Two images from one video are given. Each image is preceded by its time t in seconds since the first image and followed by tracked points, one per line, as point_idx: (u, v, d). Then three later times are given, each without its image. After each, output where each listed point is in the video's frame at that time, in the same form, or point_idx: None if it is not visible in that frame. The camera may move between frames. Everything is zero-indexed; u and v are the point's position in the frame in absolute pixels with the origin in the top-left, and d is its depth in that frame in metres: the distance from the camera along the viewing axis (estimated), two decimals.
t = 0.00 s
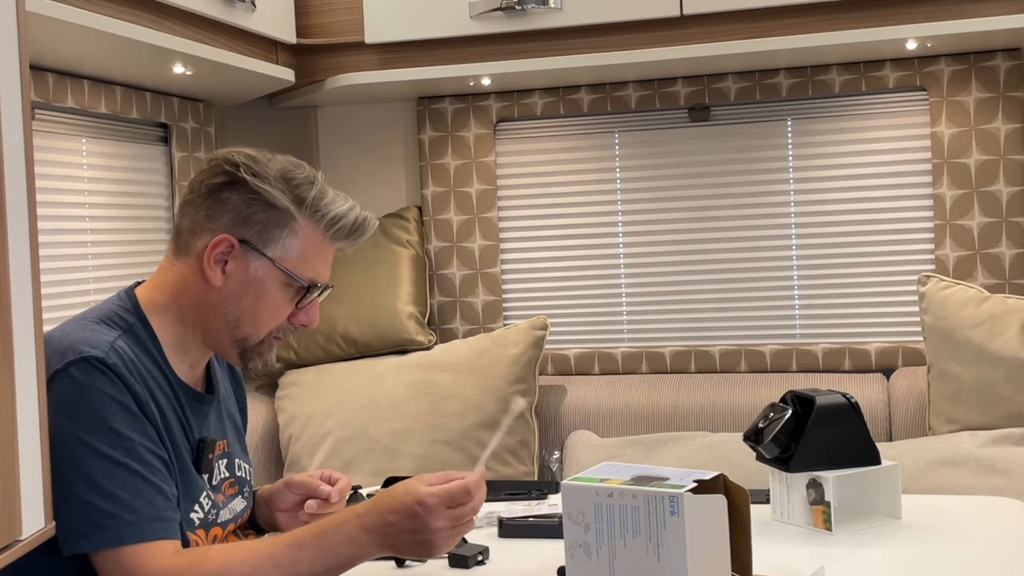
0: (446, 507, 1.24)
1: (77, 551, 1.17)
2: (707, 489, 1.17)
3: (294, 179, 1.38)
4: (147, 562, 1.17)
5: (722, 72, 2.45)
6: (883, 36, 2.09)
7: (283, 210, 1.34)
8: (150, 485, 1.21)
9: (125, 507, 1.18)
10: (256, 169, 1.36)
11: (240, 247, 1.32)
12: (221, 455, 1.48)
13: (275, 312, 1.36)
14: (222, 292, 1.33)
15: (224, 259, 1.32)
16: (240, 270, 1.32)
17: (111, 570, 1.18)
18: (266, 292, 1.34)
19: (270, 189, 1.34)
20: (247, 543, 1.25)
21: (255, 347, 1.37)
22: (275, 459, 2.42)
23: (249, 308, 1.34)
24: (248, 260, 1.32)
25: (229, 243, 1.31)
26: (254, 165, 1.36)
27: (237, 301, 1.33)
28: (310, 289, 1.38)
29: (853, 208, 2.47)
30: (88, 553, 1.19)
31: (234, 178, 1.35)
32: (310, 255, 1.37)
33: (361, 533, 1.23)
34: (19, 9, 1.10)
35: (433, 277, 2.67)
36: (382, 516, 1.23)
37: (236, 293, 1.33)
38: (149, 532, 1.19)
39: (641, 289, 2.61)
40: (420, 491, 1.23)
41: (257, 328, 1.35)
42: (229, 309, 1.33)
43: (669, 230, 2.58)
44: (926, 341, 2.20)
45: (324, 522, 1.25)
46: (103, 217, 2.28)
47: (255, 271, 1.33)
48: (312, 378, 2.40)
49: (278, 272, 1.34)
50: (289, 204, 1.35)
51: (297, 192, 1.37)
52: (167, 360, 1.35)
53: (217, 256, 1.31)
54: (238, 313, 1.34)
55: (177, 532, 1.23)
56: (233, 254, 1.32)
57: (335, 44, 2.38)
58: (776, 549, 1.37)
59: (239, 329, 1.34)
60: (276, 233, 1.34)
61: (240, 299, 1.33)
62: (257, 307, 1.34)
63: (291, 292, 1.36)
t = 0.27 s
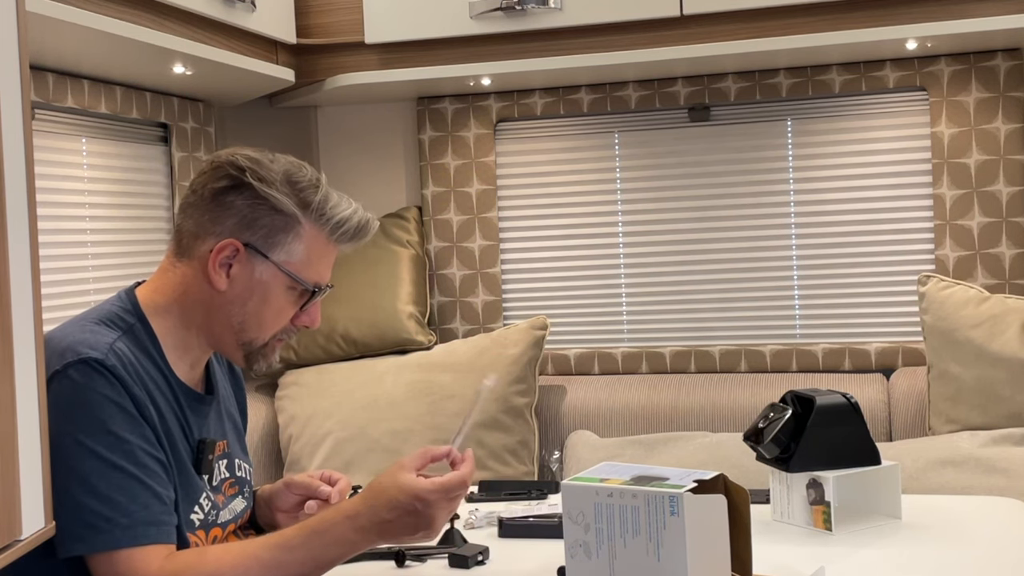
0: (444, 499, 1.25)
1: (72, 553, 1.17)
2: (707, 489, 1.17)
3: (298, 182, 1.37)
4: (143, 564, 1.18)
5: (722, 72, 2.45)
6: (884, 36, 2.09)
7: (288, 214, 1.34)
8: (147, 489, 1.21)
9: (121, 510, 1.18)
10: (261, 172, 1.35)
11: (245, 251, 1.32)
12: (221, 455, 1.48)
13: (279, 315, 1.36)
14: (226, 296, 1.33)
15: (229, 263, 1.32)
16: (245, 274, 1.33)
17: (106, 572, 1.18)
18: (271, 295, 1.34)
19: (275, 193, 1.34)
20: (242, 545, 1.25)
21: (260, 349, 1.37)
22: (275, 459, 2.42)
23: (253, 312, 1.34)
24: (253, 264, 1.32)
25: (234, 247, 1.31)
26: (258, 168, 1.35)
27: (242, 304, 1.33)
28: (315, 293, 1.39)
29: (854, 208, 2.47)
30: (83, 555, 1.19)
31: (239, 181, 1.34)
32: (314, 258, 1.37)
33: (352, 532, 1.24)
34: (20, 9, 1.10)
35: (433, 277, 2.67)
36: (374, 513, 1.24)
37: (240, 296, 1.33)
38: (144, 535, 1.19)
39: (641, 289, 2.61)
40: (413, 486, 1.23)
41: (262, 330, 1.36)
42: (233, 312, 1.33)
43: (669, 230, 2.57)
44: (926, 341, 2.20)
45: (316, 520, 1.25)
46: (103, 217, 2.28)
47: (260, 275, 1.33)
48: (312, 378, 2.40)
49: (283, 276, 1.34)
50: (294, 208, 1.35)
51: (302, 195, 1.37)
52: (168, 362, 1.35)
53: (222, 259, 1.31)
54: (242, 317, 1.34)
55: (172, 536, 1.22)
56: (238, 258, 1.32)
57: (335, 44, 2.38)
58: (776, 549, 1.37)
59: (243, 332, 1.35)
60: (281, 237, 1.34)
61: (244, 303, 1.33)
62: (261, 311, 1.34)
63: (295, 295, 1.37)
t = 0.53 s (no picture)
0: (443, 506, 1.24)
1: (70, 554, 1.17)
2: (707, 489, 1.17)
3: (300, 183, 1.38)
4: (142, 564, 1.18)
5: (722, 72, 2.45)
6: (884, 36, 2.09)
7: (290, 216, 1.35)
8: (147, 489, 1.21)
9: (120, 511, 1.18)
10: (263, 173, 1.35)
11: (247, 252, 1.32)
12: (221, 455, 1.48)
13: (279, 316, 1.37)
14: (226, 297, 1.33)
15: (229, 264, 1.32)
16: (246, 275, 1.33)
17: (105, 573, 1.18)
18: (272, 297, 1.35)
19: (278, 194, 1.34)
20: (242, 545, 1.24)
21: (258, 349, 1.38)
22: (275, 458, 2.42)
23: (253, 313, 1.34)
24: (254, 266, 1.33)
25: (235, 248, 1.31)
26: (260, 169, 1.35)
27: (243, 305, 1.34)
28: (316, 294, 1.39)
29: (854, 208, 2.47)
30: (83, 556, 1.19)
31: (240, 182, 1.34)
32: (315, 260, 1.38)
33: (353, 532, 1.23)
34: (19, 9, 1.10)
35: (433, 277, 2.67)
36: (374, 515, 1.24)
37: (241, 297, 1.33)
38: (144, 536, 1.19)
39: (641, 289, 2.61)
40: (415, 489, 1.23)
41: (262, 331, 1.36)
42: (233, 313, 1.34)
43: (669, 230, 2.57)
44: (926, 341, 2.20)
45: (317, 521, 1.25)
46: (103, 217, 2.27)
47: (261, 277, 1.33)
48: (312, 379, 2.40)
49: (284, 277, 1.35)
50: (296, 210, 1.35)
51: (304, 196, 1.37)
52: (167, 362, 1.35)
53: (223, 261, 1.31)
54: (242, 318, 1.34)
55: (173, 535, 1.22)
56: (239, 259, 1.32)
57: (335, 44, 2.38)
58: (776, 549, 1.37)
59: (243, 333, 1.35)
60: (283, 239, 1.34)
61: (245, 304, 1.34)
62: (262, 312, 1.35)
63: (296, 296, 1.37)
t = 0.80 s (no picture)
0: (456, 517, 1.23)
1: (80, 549, 1.17)
2: (707, 489, 1.17)
3: (301, 183, 1.37)
4: (151, 555, 1.17)
5: (722, 72, 2.45)
6: (884, 36, 2.09)
7: (291, 215, 1.34)
8: (153, 482, 1.21)
9: (129, 504, 1.18)
10: (265, 172, 1.35)
11: (247, 251, 1.32)
12: (222, 456, 1.47)
13: (279, 316, 1.36)
14: (227, 295, 1.33)
15: (230, 262, 1.32)
16: (246, 273, 1.32)
17: (116, 568, 1.18)
18: (272, 296, 1.34)
19: (279, 193, 1.34)
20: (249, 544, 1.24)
21: (256, 349, 1.37)
22: (275, 458, 2.42)
23: (253, 312, 1.34)
24: (254, 264, 1.32)
25: (236, 246, 1.31)
26: (261, 168, 1.35)
27: (243, 304, 1.33)
28: (316, 293, 1.39)
29: (854, 208, 2.47)
30: (91, 551, 1.19)
31: (242, 181, 1.34)
32: (316, 259, 1.38)
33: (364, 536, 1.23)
34: (20, 9, 1.10)
35: (433, 277, 2.66)
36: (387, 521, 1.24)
37: (241, 296, 1.33)
38: (152, 528, 1.19)
39: (641, 289, 2.61)
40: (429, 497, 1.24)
41: (261, 330, 1.36)
42: (234, 312, 1.33)
43: (669, 230, 2.57)
44: (926, 341, 2.20)
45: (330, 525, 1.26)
46: (103, 217, 2.28)
47: (261, 275, 1.33)
48: (312, 378, 2.41)
49: (284, 276, 1.34)
50: (297, 209, 1.35)
51: (305, 196, 1.37)
52: (168, 360, 1.35)
53: (223, 259, 1.31)
54: (242, 316, 1.34)
55: (179, 528, 1.22)
56: (240, 257, 1.32)
57: (335, 44, 2.38)
58: (776, 549, 1.37)
59: (243, 332, 1.35)
60: (283, 238, 1.34)
61: (245, 303, 1.33)
62: (262, 311, 1.35)
63: (296, 296, 1.37)
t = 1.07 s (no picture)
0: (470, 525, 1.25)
1: (89, 546, 1.17)
2: (707, 489, 1.17)
3: (301, 182, 1.37)
4: (163, 549, 1.18)
5: (722, 72, 2.45)
6: (884, 36, 2.09)
7: (290, 213, 1.34)
8: (160, 477, 1.22)
9: (139, 499, 1.18)
10: (264, 171, 1.35)
11: (247, 249, 1.32)
12: (223, 456, 1.47)
13: (279, 315, 1.36)
14: (227, 294, 1.33)
15: (230, 261, 1.32)
16: (246, 272, 1.33)
17: (125, 563, 1.18)
18: (272, 295, 1.34)
19: (279, 192, 1.34)
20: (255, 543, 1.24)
21: (257, 348, 1.38)
22: (276, 458, 2.42)
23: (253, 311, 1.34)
24: (254, 263, 1.32)
25: (235, 245, 1.31)
26: (261, 167, 1.35)
27: (243, 303, 1.34)
28: (317, 292, 1.39)
29: (854, 208, 2.47)
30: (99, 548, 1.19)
31: (241, 180, 1.34)
32: (316, 258, 1.37)
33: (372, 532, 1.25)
34: (20, 9, 1.10)
35: (433, 277, 2.66)
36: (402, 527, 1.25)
37: (241, 295, 1.33)
38: (162, 521, 1.19)
39: (641, 289, 2.61)
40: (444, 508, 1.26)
41: (261, 330, 1.36)
42: (234, 311, 1.34)
43: (669, 230, 2.57)
44: (926, 341, 2.20)
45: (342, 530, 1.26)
46: (103, 217, 2.28)
47: (260, 274, 1.33)
48: (312, 378, 2.41)
49: (284, 275, 1.34)
50: (297, 207, 1.35)
51: (304, 195, 1.36)
52: (168, 359, 1.35)
53: (223, 258, 1.31)
54: (243, 315, 1.34)
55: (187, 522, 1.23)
56: (239, 256, 1.32)
57: (335, 44, 2.38)
58: (776, 549, 1.37)
59: (243, 331, 1.35)
60: (283, 237, 1.34)
61: (246, 302, 1.34)
62: (262, 310, 1.35)
63: (296, 296, 1.37)
